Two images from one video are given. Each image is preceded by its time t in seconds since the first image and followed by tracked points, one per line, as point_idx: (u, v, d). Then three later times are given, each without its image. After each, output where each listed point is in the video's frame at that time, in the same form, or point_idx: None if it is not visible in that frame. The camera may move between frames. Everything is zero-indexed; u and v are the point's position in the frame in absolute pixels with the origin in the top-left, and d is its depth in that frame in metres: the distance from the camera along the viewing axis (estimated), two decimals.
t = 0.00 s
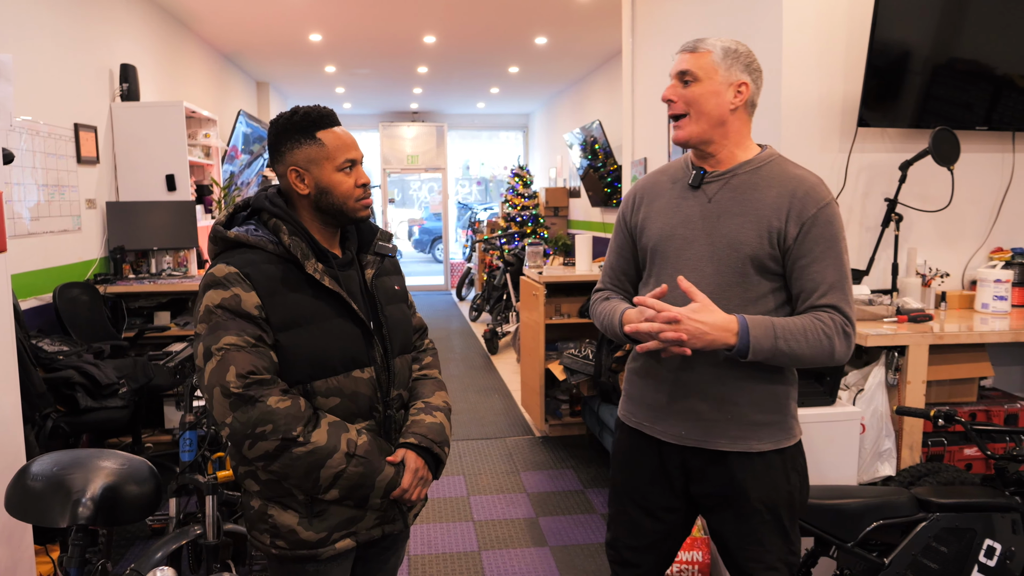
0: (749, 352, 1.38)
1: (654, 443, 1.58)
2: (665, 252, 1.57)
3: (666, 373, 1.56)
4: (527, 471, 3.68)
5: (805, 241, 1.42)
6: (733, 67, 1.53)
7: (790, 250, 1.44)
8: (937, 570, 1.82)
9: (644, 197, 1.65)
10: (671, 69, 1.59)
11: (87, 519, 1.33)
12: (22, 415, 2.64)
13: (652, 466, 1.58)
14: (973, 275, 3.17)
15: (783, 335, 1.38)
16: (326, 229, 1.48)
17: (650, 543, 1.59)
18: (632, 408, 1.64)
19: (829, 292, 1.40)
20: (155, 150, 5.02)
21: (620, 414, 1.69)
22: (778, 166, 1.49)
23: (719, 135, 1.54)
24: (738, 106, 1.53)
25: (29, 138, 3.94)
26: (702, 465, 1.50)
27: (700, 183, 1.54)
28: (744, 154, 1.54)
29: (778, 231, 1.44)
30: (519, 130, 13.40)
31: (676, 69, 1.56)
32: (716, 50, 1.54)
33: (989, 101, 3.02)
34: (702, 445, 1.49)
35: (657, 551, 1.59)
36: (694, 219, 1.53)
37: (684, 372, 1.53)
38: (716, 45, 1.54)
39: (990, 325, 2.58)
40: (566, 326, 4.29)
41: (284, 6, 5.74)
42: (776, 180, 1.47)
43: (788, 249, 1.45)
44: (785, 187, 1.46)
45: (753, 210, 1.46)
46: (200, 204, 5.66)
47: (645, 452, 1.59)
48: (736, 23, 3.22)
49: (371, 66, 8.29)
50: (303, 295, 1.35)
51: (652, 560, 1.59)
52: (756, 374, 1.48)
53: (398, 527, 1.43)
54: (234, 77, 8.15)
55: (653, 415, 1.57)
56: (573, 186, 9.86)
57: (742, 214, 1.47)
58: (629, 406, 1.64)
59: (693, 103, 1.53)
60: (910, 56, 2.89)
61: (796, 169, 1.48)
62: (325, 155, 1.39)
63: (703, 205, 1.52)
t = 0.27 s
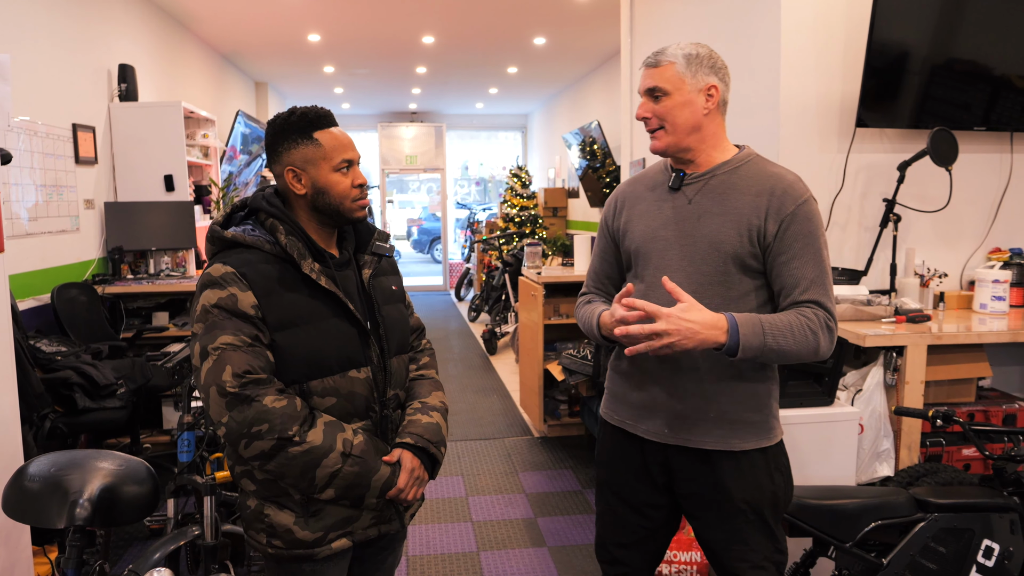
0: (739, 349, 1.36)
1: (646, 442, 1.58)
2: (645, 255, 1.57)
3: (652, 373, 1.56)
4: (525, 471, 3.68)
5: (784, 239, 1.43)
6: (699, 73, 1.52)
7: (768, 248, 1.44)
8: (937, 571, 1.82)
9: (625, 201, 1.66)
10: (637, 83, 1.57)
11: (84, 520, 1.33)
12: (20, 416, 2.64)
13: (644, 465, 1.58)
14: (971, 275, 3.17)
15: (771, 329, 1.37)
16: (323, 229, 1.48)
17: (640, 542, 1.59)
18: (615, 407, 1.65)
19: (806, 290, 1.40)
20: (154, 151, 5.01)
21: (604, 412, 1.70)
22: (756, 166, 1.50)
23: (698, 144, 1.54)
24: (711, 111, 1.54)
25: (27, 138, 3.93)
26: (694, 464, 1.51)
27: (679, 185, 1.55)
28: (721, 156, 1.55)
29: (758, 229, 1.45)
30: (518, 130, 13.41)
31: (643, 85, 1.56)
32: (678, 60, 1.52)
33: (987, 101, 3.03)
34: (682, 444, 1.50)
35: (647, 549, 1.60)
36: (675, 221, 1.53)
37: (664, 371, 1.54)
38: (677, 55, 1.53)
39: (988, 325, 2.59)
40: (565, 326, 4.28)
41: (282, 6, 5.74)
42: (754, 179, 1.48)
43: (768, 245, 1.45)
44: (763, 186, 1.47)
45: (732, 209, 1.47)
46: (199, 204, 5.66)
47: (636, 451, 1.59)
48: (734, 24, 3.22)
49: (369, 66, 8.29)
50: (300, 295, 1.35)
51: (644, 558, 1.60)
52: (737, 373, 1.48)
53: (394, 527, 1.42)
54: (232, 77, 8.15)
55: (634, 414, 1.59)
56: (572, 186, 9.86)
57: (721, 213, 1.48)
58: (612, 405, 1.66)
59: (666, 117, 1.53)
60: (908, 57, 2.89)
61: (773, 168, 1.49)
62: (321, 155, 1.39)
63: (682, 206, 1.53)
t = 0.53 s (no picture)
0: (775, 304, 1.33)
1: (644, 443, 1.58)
2: (634, 256, 1.56)
3: (644, 374, 1.54)
4: (526, 471, 3.69)
5: (779, 234, 1.46)
6: (687, 77, 1.53)
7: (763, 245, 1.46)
8: (936, 571, 1.81)
9: (613, 202, 1.65)
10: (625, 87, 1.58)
11: (83, 521, 1.33)
12: (20, 416, 2.64)
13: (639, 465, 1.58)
14: (971, 276, 3.17)
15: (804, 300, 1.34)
16: (318, 230, 1.47)
17: (635, 541, 1.60)
18: (605, 407, 1.64)
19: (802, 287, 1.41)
20: (154, 151, 5.02)
21: (592, 413, 1.69)
22: (743, 166, 1.52)
23: (689, 147, 1.54)
24: (700, 113, 1.54)
25: (27, 138, 3.93)
26: (690, 464, 1.51)
27: (669, 186, 1.55)
28: (711, 159, 1.56)
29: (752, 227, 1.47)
30: (518, 130, 13.41)
31: (633, 89, 1.56)
32: (666, 63, 1.53)
33: (987, 101, 3.03)
34: (679, 443, 1.50)
35: (641, 549, 1.60)
36: (666, 222, 1.53)
37: (653, 371, 1.52)
38: (665, 58, 1.54)
39: (988, 325, 2.59)
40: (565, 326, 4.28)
41: (282, 6, 5.74)
42: (743, 179, 1.50)
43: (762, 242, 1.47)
44: (752, 188, 1.48)
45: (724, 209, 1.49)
46: (199, 204, 5.66)
47: (632, 451, 1.59)
48: (734, 24, 3.22)
49: (370, 66, 8.29)
50: (298, 294, 1.35)
51: (639, 558, 1.60)
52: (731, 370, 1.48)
53: (391, 526, 1.42)
54: (232, 77, 8.14)
55: (627, 414, 1.58)
56: (572, 186, 9.86)
57: (713, 213, 1.49)
58: (602, 406, 1.65)
59: (657, 120, 1.53)
60: (908, 57, 2.89)
61: (760, 168, 1.52)
62: (312, 154, 1.39)
63: (673, 207, 1.53)
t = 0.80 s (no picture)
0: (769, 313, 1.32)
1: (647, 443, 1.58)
2: (636, 255, 1.56)
3: (646, 373, 1.54)
4: (527, 471, 3.69)
5: (778, 231, 1.46)
6: (691, 75, 1.53)
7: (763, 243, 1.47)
8: (938, 571, 1.81)
9: (611, 200, 1.64)
10: (629, 83, 1.58)
11: (86, 521, 1.33)
12: (21, 416, 2.64)
13: (640, 465, 1.58)
14: (973, 276, 3.16)
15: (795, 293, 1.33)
16: (316, 229, 1.46)
17: (636, 541, 1.60)
18: (605, 407, 1.63)
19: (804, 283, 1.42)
20: (155, 150, 5.02)
21: (592, 414, 1.68)
22: (743, 165, 1.51)
23: (688, 145, 1.54)
24: (701, 112, 1.54)
25: (28, 138, 3.93)
26: (692, 463, 1.51)
27: (670, 185, 1.54)
28: (711, 158, 1.55)
29: (754, 226, 1.48)
30: (519, 130, 13.41)
31: (636, 84, 1.56)
32: (671, 61, 1.54)
33: (988, 101, 3.02)
34: (685, 442, 1.50)
35: (642, 548, 1.60)
36: (668, 221, 1.53)
37: (661, 370, 1.52)
38: (670, 55, 1.54)
39: (990, 325, 2.59)
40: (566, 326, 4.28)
41: (283, 6, 5.74)
42: (744, 178, 1.50)
43: (764, 240, 1.48)
44: (754, 186, 1.49)
45: (726, 208, 1.49)
46: (200, 204, 5.66)
47: (635, 451, 1.59)
48: (736, 23, 3.22)
49: (371, 66, 8.29)
50: (296, 294, 1.35)
51: (640, 557, 1.60)
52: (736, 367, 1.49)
53: (387, 526, 1.42)
54: (233, 77, 8.15)
55: (632, 416, 1.57)
56: (573, 186, 9.86)
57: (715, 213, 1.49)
58: (602, 407, 1.64)
59: (658, 116, 1.53)
60: (909, 56, 2.89)
61: (760, 167, 1.51)
62: (301, 154, 1.40)
63: (675, 206, 1.53)
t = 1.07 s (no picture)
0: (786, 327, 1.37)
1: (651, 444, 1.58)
2: (643, 255, 1.56)
3: (656, 376, 1.54)
4: (527, 471, 3.69)
5: (786, 233, 1.47)
6: (694, 78, 1.53)
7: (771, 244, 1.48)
8: (939, 571, 1.81)
9: (615, 201, 1.64)
10: (632, 86, 1.57)
11: (88, 521, 1.33)
12: (23, 416, 2.64)
13: (644, 465, 1.58)
14: (974, 276, 3.16)
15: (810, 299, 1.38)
16: (318, 229, 1.47)
17: (642, 543, 1.59)
18: (613, 411, 1.64)
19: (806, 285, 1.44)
20: (156, 151, 5.02)
21: (599, 417, 1.69)
22: (748, 167, 1.52)
23: (693, 148, 1.54)
24: (705, 115, 1.55)
25: (30, 138, 3.94)
26: (694, 465, 1.51)
27: (677, 186, 1.54)
28: (716, 159, 1.56)
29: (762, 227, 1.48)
30: (520, 130, 13.41)
31: (639, 89, 1.55)
32: (674, 63, 1.53)
33: (989, 101, 3.02)
34: (695, 443, 1.50)
35: (646, 550, 1.60)
36: (674, 222, 1.53)
37: (668, 372, 1.52)
38: (673, 58, 1.54)
39: (991, 326, 2.59)
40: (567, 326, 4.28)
41: (284, 6, 5.74)
42: (750, 180, 1.50)
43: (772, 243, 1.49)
44: (760, 188, 1.49)
45: (735, 210, 1.49)
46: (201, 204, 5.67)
47: (639, 452, 1.59)
48: (737, 23, 3.22)
49: (372, 66, 8.29)
50: (296, 293, 1.35)
51: (644, 559, 1.60)
52: (745, 369, 1.49)
53: (384, 526, 1.41)
54: (234, 78, 8.15)
55: (641, 417, 1.56)
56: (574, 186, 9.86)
57: (724, 215, 1.49)
58: (611, 411, 1.64)
59: (663, 120, 1.53)
60: (910, 56, 2.89)
61: (764, 168, 1.52)
62: (297, 154, 1.39)
63: (682, 207, 1.53)
